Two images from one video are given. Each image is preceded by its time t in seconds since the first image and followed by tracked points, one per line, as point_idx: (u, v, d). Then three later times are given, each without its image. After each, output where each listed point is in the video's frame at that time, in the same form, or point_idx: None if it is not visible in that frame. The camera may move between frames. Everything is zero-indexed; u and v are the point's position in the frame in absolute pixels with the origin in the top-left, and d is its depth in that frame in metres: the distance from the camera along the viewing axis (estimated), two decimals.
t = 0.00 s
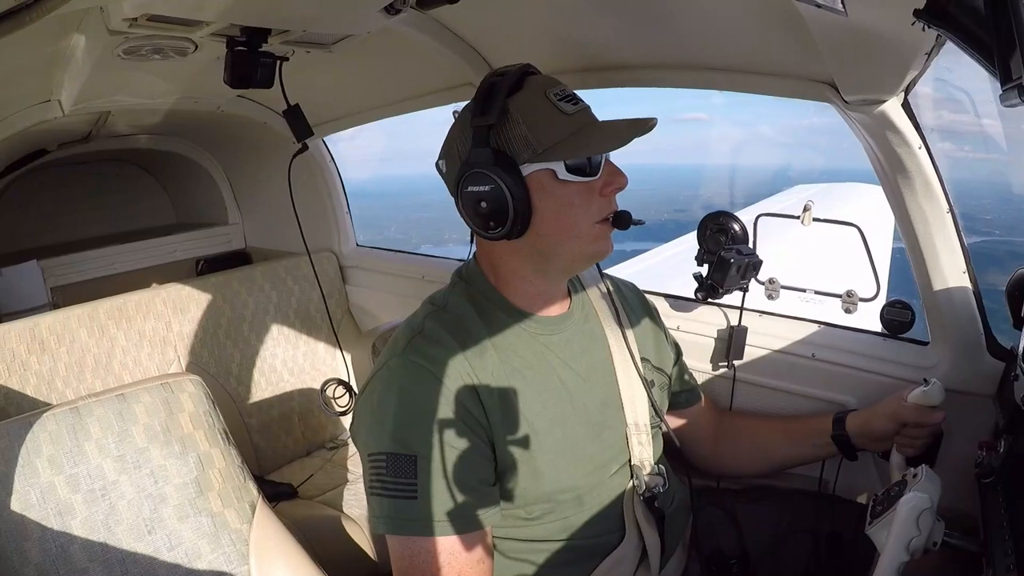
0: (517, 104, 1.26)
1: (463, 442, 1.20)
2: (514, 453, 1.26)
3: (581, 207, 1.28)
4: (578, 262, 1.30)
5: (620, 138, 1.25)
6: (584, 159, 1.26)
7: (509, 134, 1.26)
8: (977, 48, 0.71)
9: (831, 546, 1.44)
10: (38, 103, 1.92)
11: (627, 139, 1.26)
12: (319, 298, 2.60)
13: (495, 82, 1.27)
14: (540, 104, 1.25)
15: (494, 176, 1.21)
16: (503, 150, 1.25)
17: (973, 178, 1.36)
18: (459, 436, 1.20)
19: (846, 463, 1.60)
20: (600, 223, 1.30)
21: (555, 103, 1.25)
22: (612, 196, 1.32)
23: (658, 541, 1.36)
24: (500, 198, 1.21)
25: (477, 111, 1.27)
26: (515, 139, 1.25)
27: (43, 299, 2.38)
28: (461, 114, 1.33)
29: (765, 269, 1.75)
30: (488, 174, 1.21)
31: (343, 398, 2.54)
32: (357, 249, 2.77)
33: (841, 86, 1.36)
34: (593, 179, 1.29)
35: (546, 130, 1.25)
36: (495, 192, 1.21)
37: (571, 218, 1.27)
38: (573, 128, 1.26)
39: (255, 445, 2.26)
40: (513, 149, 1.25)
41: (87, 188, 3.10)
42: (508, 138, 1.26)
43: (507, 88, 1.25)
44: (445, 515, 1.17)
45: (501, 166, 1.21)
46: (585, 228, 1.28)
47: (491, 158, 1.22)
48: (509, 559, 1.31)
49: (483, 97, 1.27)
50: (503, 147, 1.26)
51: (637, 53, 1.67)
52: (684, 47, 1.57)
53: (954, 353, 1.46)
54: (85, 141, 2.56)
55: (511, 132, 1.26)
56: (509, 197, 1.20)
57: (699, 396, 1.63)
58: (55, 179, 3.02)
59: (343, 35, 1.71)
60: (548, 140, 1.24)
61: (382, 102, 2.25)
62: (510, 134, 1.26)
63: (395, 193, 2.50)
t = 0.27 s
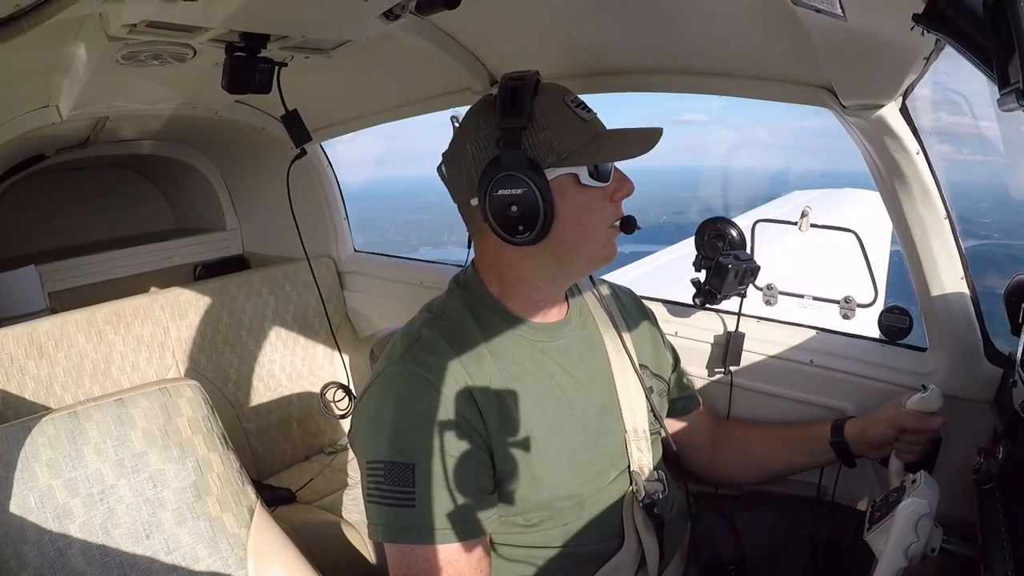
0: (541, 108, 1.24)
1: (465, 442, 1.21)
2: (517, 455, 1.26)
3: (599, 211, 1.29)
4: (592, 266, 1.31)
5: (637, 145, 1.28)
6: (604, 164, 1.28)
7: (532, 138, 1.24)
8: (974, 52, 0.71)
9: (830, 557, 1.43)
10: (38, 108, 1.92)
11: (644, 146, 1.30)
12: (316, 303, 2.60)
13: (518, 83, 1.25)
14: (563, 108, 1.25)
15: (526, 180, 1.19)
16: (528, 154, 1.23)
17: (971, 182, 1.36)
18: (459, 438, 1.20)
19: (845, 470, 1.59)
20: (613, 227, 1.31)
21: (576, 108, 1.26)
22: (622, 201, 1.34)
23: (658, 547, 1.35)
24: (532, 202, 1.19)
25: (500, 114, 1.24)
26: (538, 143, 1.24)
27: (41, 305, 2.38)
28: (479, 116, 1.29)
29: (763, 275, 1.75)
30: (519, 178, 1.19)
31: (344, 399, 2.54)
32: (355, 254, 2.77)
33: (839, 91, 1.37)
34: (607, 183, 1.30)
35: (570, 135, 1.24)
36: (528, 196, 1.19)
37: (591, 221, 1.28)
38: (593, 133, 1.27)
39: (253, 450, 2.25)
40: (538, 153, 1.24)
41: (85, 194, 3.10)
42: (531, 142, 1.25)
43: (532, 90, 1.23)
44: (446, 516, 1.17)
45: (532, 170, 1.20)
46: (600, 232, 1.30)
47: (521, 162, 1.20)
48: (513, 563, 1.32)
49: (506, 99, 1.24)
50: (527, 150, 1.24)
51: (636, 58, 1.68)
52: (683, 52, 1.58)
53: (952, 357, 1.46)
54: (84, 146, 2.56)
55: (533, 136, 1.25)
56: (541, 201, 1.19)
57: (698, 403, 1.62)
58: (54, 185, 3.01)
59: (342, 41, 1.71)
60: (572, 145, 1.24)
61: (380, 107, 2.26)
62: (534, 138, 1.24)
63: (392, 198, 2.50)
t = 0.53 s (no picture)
0: (503, 116, 1.26)
1: (466, 441, 1.22)
2: (519, 455, 1.26)
3: (567, 224, 1.27)
4: (565, 279, 1.29)
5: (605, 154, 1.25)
6: (572, 174, 1.26)
7: (495, 146, 1.26)
8: (973, 56, 0.71)
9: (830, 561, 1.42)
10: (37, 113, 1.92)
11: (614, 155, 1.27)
12: (316, 308, 2.60)
13: (484, 93, 1.28)
14: (528, 116, 1.25)
15: (472, 192, 1.23)
16: (487, 163, 1.26)
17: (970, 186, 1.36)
18: (461, 437, 1.21)
19: (844, 473, 1.60)
20: (587, 239, 1.28)
21: (544, 116, 1.26)
22: (603, 213, 1.30)
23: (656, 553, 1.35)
24: (477, 213, 1.23)
25: (463, 124, 1.28)
26: (501, 152, 1.26)
27: (41, 310, 2.38)
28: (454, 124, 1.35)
29: (762, 279, 1.75)
30: (468, 190, 1.24)
31: (342, 406, 2.52)
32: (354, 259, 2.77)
33: (838, 95, 1.37)
34: (581, 195, 1.28)
35: (532, 145, 1.25)
36: (471, 207, 1.24)
37: (556, 233, 1.27)
38: (560, 141, 1.26)
39: (253, 455, 2.25)
40: (497, 162, 1.26)
41: (85, 199, 3.10)
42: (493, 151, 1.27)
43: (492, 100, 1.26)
44: (447, 516, 1.17)
45: (479, 182, 1.24)
46: (571, 245, 1.27)
47: (469, 174, 1.25)
48: (514, 568, 1.31)
49: (469, 109, 1.28)
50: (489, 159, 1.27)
51: (635, 63, 1.68)
52: (681, 57, 1.58)
53: (951, 362, 1.46)
54: (84, 151, 2.56)
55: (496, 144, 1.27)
56: (485, 212, 1.23)
57: (700, 404, 1.62)
58: (53, 190, 3.01)
59: (342, 46, 1.72)
60: (535, 155, 1.25)
61: (380, 112, 2.26)
62: (496, 147, 1.26)
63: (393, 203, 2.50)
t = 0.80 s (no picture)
0: (489, 135, 1.24)
1: (467, 439, 1.23)
2: (520, 454, 1.26)
3: (553, 248, 1.23)
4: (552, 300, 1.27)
5: (590, 177, 1.19)
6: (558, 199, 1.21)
7: (479, 165, 1.25)
8: (973, 58, 0.70)
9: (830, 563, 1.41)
10: (39, 114, 1.92)
11: (600, 178, 1.20)
12: (318, 310, 2.60)
13: (471, 108, 1.26)
14: (513, 135, 1.22)
15: (452, 211, 1.22)
16: (472, 181, 1.24)
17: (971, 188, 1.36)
18: (461, 435, 1.22)
19: (845, 477, 1.58)
20: (574, 265, 1.24)
21: (529, 135, 1.22)
22: (594, 236, 1.25)
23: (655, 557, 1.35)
24: (458, 232, 1.22)
25: (450, 140, 1.26)
26: (486, 171, 1.24)
27: (43, 312, 2.38)
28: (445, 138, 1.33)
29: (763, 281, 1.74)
30: (449, 209, 1.22)
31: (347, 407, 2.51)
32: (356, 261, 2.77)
33: (839, 98, 1.37)
34: (567, 219, 1.23)
35: (515, 164, 1.22)
36: (453, 226, 1.22)
37: (539, 257, 1.23)
38: (545, 161, 1.22)
39: (254, 457, 2.25)
40: (482, 181, 1.24)
41: (87, 201, 3.11)
42: (479, 168, 1.25)
43: (478, 117, 1.24)
44: (449, 515, 1.18)
45: (459, 201, 1.21)
46: (557, 269, 1.24)
47: (452, 192, 1.23)
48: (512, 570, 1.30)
49: (457, 126, 1.26)
50: (475, 177, 1.25)
51: (635, 66, 1.68)
52: (681, 58, 1.58)
53: (953, 365, 1.45)
54: (86, 152, 2.57)
55: (482, 162, 1.24)
56: (466, 231, 1.20)
57: (701, 411, 1.62)
58: (56, 191, 3.02)
59: (342, 48, 1.72)
60: (517, 175, 1.22)
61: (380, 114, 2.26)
62: (481, 165, 1.24)
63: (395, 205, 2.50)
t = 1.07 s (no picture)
0: (479, 141, 1.25)
1: (468, 434, 1.23)
2: (522, 449, 1.26)
3: (551, 251, 1.23)
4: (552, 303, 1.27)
5: (582, 178, 1.20)
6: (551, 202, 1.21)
7: (472, 171, 1.26)
8: (973, 59, 0.70)
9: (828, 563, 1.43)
10: (39, 116, 1.92)
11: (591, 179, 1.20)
12: (318, 311, 2.60)
13: (461, 115, 1.27)
14: (503, 140, 1.23)
15: (445, 218, 1.21)
16: (464, 187, 1.25)
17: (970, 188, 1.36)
18: (462, 430, 1.22)
19: (846, 477, 1.58)
20: (573, 267, 1.24)
21: (519, 138, 1.23)
22: (590, 237, 1.25)
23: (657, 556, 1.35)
24: (453, 239, 1.21)
25: (441, 148, 1.27)
26: (478, 177, 1.25)
27: (44, 313, 2.38)
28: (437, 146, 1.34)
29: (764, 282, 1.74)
30: (441, 216, 1.22)
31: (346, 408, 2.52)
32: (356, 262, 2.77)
33: (840, 100, 1.37)
34: (564, 221, 1.23)
35: (507, 169, 1.22)
36: (448, 234, 1.22)
37: (537, 260, 1.23)
38: (537, 164, 1.22)
39: (254, 458, 2.25)
40: (475, 186, 1.25)
41: (87, 202, 3.11)
42: (471, 174, 1.26)
43: (468, 124, 1.25)
44: (451, 510, 1.19)
45: (452, 208, 1.22)
46: (556, 272, 1.24)
47: (445, 200, 1.23)
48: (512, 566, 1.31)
49: (447, 133, 1.27)
50: (468, 184, 1.26)
51: (635, 67, 1.68)
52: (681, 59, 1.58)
53: (954, 366, 1.45)
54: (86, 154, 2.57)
55: (474, 168, 1.25)
56: (460, 238, 1.20)
57: (702, 410, 1.61)
58: (56, 193, 3.02)
59: (343, 49, 1.72)
60: (509, 179, 1.22)
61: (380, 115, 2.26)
62: (473, 170, 1.25)
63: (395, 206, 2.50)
